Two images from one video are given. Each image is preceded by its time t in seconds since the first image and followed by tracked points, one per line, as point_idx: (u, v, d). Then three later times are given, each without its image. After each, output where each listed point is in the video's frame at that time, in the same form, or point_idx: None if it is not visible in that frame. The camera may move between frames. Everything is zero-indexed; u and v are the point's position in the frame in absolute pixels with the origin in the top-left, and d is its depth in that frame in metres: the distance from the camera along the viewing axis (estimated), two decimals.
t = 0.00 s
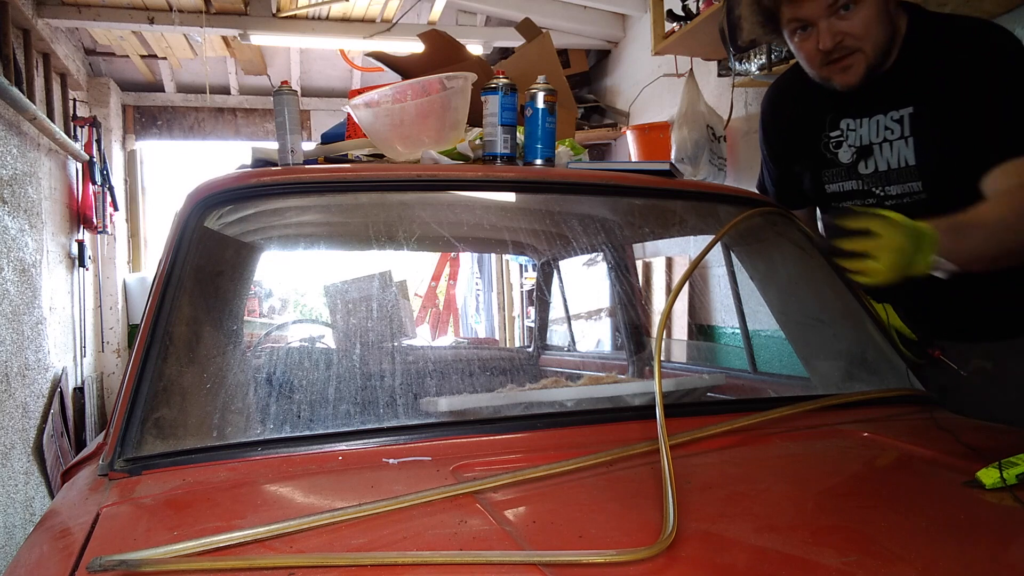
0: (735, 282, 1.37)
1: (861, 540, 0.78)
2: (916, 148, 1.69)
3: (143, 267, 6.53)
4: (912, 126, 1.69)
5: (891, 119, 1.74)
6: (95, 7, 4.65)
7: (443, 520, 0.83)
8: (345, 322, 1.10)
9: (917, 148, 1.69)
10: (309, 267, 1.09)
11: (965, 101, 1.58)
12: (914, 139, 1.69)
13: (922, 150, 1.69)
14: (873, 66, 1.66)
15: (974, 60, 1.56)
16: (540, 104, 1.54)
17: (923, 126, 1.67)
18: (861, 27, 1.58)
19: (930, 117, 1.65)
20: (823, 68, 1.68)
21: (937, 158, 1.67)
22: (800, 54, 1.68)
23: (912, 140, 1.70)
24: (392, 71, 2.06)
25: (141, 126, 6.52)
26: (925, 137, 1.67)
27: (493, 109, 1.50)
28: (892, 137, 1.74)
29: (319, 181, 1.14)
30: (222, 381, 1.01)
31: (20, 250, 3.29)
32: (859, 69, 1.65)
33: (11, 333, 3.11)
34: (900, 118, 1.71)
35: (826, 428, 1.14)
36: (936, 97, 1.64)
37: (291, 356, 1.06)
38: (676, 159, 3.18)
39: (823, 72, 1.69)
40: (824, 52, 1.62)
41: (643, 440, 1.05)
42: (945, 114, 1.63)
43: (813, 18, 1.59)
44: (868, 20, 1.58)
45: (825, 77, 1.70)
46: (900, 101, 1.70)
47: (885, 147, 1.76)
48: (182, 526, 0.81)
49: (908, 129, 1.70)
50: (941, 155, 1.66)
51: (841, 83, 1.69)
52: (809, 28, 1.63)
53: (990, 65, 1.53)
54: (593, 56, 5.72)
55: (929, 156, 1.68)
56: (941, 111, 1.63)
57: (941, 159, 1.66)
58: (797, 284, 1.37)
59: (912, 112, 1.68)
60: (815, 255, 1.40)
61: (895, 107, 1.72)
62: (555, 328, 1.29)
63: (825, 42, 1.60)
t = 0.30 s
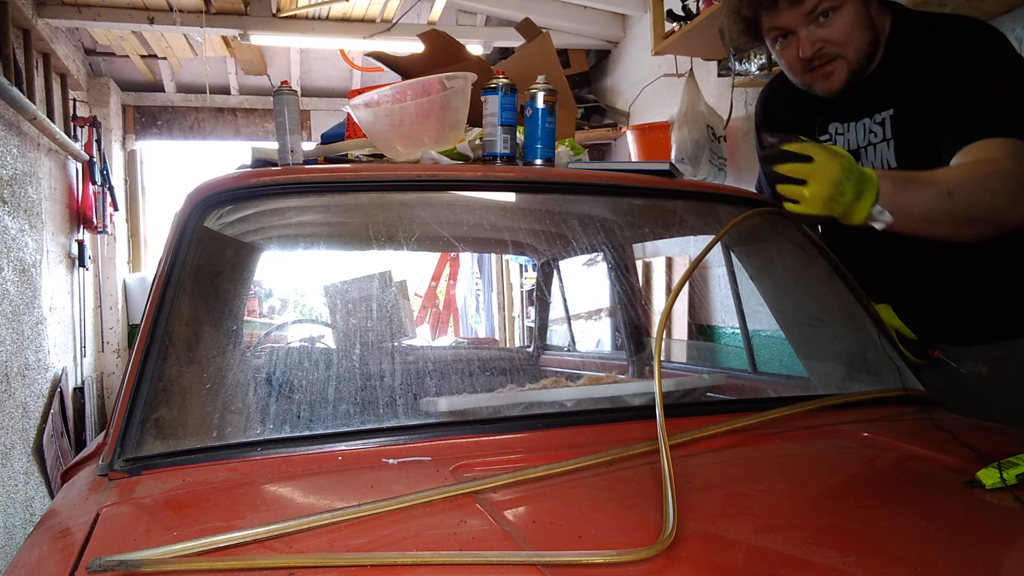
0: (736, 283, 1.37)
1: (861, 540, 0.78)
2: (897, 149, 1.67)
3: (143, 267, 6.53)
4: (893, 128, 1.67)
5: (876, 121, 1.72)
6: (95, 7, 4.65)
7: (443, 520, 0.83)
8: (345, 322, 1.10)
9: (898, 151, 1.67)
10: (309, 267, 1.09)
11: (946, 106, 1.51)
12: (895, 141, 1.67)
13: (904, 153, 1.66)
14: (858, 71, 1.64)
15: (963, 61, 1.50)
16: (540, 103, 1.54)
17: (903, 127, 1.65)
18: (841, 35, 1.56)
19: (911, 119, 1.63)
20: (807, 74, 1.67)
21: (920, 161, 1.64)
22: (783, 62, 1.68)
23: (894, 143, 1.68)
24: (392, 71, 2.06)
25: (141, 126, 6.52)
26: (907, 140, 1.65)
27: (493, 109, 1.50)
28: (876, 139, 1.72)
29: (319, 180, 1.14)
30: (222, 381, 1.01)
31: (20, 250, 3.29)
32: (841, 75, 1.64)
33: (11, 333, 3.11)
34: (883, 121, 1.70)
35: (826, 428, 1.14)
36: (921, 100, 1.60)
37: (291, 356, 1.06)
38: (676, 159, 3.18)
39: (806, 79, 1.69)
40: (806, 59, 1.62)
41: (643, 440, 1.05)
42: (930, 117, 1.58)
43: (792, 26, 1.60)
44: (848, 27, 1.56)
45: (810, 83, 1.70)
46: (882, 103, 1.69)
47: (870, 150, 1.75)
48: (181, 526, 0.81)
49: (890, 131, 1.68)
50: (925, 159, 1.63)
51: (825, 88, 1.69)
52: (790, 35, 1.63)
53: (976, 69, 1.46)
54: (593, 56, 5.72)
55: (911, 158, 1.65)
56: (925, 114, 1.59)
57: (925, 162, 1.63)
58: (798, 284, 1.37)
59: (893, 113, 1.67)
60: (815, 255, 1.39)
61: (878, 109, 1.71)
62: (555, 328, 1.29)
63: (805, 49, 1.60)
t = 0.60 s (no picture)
0: (735, 283, 1.36)
1: (861, 540, 0.78)
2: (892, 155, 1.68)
3: (143, 267, 6.53)
4: (889, 132, 1.67)
5: (871, 126, 1.71)
6: (95, 7, 4.65)
7: (443, 520, 0.83)
8: (345, 322, 1.10)
9: (894, 154, 1.67)
10: (310, 267, 1.09)
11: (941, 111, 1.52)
12: (891, 145, 1.67)
13: (898, 157, 1.67)
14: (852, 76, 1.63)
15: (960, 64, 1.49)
16: (540, 104, 1.54)
17: (899, 130, 1.64)
18: (835, 40, 1.55)
19: (906, 121, 1.63)
20: (801, 80, 1.66)
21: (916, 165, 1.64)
22: (777, 66, 1.67)
23: (888, 147, 1.68)
24: (392, 71, 2.06)
25: (141, 126, 6.52)
26: (902, 145, 1.65)
27: (493, 109, 1.50)
28: (872, 144, 1.72)
29: (319, 180, 1.14)
30: (222, 381, 1.01)
31: (20, 249, 3.29)
32: (835, 80, 1.62)
33: (11, 333, 3.11)
34: (878, 125, 1.70)
35: (826, 428, 1.14)
36: (918, 103, 1.59)
37: (291, 356, 1.06)
38: (676, 159, 3.18)
39: (801, 85, 1.67)
40: (800, 65, 1.61)
41: (643, 440, 1.05)
42: (926, 121, 1.58)
43: (785, 33, 1.58)
44: (841, 33, 1.55)
45: (804, 88, 1.69)
46: (878, 107, 1.68)
47: (865, 154, 1.74)
48: (181, 526, 0.81)
49: (886, 136, 1.68)
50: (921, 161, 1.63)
51: (818, 93, 1.67)
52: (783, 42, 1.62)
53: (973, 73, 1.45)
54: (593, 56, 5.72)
55: (905, 162, 1.66)
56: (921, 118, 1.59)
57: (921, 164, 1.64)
58: (797, 285, 1.38)
59: (888, 118, 1.67)
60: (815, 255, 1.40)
61: (874, 114, 1.70)
62: (555, 328, 1.29)
63: (799, 55, 1.59)
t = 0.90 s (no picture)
0: (735, 283, 1.36)
1: (861, 540, 0.78)
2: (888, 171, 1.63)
3: (143, 267, 6.53)
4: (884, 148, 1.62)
5: (867, 139, 1.66)
6: (95, 7, 4.65)
7: (443, 520, 0.83)
8: (345, 322, 1.10)
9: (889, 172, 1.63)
10: (310, 267, 1.09)
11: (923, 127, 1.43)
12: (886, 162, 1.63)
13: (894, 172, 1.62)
14: (852, 93, 1.57)
15: (952, 75, 1.42)
16: (540, 104, 1.54)
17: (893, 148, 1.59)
18: (832, 58, 1.50)
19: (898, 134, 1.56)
20: (801, 96, 1.62)
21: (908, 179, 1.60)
22: (777, 82, 1.63)
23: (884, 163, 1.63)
24: (392, 71, 2.06)
25: (141, 126, 6.52)
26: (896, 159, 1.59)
27: (493, 109, 1.50)
28: (868, 158, 1.67)
29: (318, 180, 1.14)
30: (222, 381, 1.01)
31: (20, 250, 3.29)
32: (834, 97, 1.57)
33: (11, 333, 3.11)
34: (873, 139, 1.64)
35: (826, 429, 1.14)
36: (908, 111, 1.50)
37: (291, 356, 1.06)
38: (676, 159, 3.18)
39: (802, 100, 1.63)
40: (799, 82, 1.57)
41: (643, 440, 1.05)
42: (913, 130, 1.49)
43: (782, 51, 1.54)
44: (839, 49, 1.49)
45: (804, 104, 1.65)
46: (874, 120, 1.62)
47: (861, 167, 1.69)
48: (181, 526, 0.81)
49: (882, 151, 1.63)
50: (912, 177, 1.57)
51: (818, 108, 1.63)
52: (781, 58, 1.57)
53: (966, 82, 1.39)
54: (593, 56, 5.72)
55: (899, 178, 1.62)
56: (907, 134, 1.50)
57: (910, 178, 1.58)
58: (797, 285, 1.37)
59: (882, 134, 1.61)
60: (816, 255, 1.40)
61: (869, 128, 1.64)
62: (555, 328, 1.29)
63: (795, 73, 1.55)
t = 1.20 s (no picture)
0: (735, 283, 1.36)
1: (860, 540, 0.78)
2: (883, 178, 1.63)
3: (143, 267, 6.53)
4: (879, 154, 1.62)
5: (861, 146, 1.66)
6: (95, 7, 4.65)
7: (443, 520, 0.83)
8: (345, 322, 1.10)
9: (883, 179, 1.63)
10: (309, 267, 1.09)
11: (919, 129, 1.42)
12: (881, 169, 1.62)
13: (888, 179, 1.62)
14: (848, 100, 1.58)
15: (949, 78, 1.41)
16: (540, 104, 1.54)
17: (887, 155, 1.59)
18: (828, 65, 1.51)
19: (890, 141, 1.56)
20: (796, 102, 1.63)
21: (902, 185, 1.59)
22: (773, 90, 1.65)
23: (879, 169, 1.63)
24: (392, 71, 2.06)
25: (141, 126, 6.52)
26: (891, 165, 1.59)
27: (493, 109, 1.50)
28: (863, 163, 1.66)
29: (318, 180, 1.14)
30: (222, 381, 1.01)
31: (20, 250, 3.29)
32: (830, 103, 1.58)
33: (11, 333, 3.11)
34: (869, 145, 1.64)
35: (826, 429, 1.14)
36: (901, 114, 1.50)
37: (291, 356, 1.06)
38: (676, 159, 3.18)
39: (797, 106, 1.64)
40: (795, 90, 1.58)
41: (643, 440, 1.05)
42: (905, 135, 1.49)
43: (777, 60, 1.56)
44: (835, 57, 1.50)
45: (799, 111, 1.66)
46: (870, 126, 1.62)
47: (857, 173, 1.69)
48: (181, 526, 0.81)
49: (876, 158, 1.63)
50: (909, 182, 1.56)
51: (814, 115, 1.64)
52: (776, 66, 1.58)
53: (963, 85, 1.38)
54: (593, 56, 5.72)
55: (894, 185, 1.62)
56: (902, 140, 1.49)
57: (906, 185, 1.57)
58: (797, 285, 1.37)
59: (877, 140, 1.61)
60: (815, 255, 1.40)
61: (864, 134, 1.64)
62: (555, 328, 1.28)
63: (791, 81, 1.56)
